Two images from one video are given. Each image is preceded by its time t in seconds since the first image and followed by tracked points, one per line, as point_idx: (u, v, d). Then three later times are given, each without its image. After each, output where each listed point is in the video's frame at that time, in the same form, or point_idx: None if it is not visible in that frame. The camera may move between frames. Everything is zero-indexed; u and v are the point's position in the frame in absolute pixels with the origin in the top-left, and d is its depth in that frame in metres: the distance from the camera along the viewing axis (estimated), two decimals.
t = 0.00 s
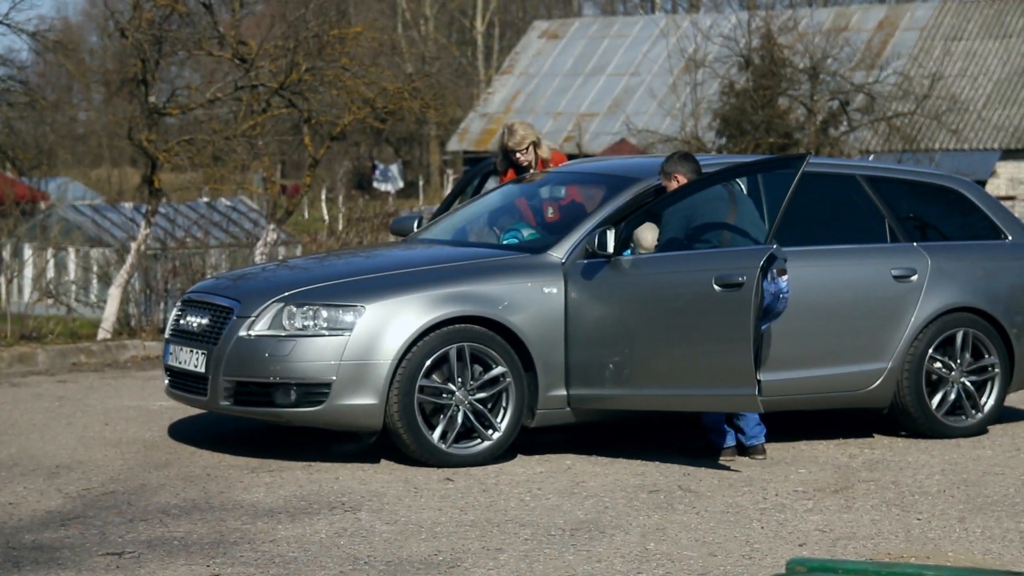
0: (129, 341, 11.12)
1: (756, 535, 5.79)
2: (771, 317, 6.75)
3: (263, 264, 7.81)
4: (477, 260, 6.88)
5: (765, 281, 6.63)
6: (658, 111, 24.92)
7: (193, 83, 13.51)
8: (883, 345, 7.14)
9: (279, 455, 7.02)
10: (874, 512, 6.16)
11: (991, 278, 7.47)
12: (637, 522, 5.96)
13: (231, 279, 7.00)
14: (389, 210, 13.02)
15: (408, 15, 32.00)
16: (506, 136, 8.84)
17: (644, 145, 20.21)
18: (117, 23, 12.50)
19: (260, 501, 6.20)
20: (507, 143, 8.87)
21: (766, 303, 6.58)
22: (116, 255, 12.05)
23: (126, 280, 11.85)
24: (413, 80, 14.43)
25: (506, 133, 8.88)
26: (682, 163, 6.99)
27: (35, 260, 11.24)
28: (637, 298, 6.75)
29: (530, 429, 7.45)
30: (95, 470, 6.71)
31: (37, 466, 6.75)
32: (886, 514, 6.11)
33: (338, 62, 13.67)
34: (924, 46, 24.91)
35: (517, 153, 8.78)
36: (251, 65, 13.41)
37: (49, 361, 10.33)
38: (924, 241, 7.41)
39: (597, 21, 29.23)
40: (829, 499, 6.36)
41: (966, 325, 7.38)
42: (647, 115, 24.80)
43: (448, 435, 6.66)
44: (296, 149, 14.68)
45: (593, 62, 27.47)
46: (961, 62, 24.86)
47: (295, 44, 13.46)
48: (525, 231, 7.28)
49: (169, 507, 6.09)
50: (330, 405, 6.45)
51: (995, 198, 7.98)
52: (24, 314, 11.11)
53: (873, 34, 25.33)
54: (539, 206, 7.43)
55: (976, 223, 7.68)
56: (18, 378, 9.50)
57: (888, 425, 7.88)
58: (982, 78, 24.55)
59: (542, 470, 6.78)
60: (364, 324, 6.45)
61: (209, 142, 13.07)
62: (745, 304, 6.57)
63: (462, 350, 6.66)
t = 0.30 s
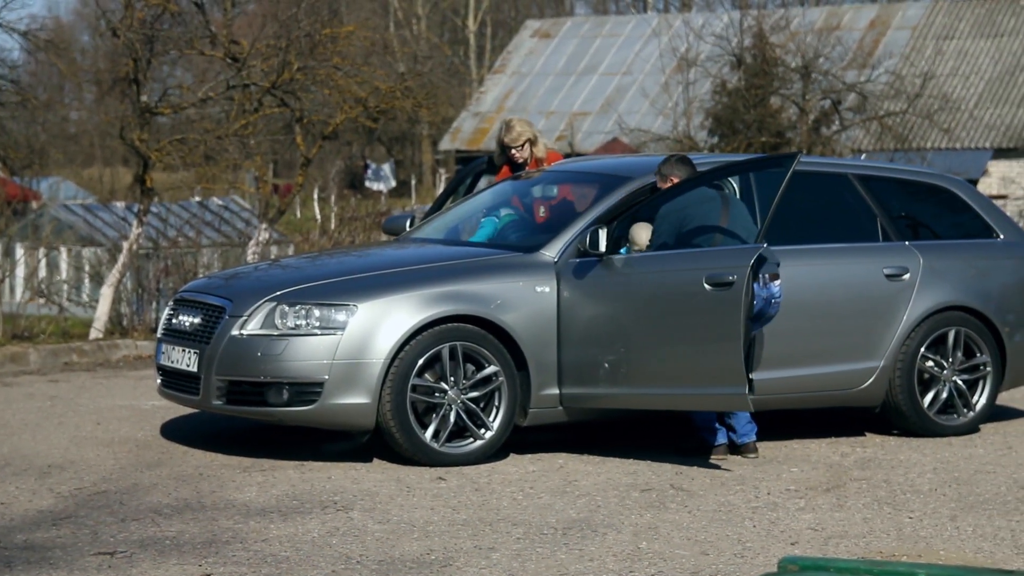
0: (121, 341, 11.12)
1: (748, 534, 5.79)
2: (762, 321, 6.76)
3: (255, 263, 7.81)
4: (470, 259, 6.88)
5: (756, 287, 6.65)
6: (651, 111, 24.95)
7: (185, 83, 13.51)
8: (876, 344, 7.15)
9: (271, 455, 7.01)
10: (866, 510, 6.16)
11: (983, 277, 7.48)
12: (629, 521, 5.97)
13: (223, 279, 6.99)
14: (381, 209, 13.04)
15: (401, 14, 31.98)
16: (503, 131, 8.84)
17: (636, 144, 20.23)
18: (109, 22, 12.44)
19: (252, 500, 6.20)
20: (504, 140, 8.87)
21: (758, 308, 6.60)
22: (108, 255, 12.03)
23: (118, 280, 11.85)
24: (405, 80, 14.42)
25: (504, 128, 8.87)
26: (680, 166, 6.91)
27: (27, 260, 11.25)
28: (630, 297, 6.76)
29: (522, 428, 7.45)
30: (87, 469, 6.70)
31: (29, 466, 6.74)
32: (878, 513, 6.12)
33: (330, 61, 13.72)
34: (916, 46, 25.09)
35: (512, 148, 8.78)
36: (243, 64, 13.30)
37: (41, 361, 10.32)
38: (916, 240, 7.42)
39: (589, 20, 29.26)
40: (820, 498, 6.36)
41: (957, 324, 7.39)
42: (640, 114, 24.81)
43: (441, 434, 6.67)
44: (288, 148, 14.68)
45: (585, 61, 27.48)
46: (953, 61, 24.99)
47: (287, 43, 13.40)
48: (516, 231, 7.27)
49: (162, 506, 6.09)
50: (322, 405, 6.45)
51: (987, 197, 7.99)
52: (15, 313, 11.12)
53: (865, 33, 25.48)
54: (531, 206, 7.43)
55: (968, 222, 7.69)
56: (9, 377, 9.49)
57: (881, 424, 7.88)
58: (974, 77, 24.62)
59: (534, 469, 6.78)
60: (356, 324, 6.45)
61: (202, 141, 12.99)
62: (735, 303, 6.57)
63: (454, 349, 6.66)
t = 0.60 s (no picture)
0: (114, 341, 11.10)
1: (742, 533, 5.79)
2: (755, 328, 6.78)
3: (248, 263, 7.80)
4: (463, 259, 6.88)
5: (750, 293, 6.68)
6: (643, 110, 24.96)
7: (178, 83, 13.49)
8: (868, 343, 7.15)
9: (266, 454, 7.01)
10: (861, 509, 6.17)
11: (975, 275, 7.49)
12: (623, 519, 5.97)
13: (216, 279, 6.98)
14: (374, 209, 13.05)
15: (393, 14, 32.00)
16: (509, 127, 9.01)
17: (629, 144, 20.25)
18: (100, 22, 12.36)
19: (245, 500, 6.19)
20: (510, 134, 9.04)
21: (752, 313, 6.62)
22: (101, 255, 12.04)
23: (111, 279, 11.83)
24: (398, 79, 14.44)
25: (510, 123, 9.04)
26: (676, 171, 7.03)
27: (20, 259, 11.11)
28: (623, 296, 6.76)
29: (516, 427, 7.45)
30: (80, 469, 6.70)
31: (23, 466, 6.73)
32: (872, 511, 6.12)
33: (323, 60, 13.77)
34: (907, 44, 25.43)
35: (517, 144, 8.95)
36: (236, 64, 13.35)
37: (34, 361, 10.31)
38: (909, 239, 7.42)
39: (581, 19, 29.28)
40: (814, 496, 6.37)
41: (950, 323, 7.40)
42: (632, 113, 24.84)
43: (434, 433, 6.67)
44: (280, 148, 14.67)
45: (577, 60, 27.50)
46: (945, 60, 25.11)
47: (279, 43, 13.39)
48: (507, 232, 7.26)
49: (155, 506, 6.08)
50: (315, 405, 6.45)
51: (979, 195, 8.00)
52: (8, 314, 11.09)
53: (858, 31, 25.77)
54: (522, 206, 7.43)
55: (960, 220, 7.70)
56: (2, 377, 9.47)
57: (874, 422, 7.89)
58: (965, 77, 24.60)
59: (527, 468, 6.78)
60: (350, 323, 6.44)
61: (194, 141, 12.92)
62: (728, 302, 6.58)
63: (448, 348, 6.65)
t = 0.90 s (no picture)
0: (109, 344, 11.09)
1: (737, 533, 5.79)
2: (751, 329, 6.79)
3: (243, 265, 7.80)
4: (458, 260, 6.88)
5: (744, 298, 6.66)
6: (639, 111, 24.98)
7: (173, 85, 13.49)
8: (864, 343, 7.15)
9: (262, 456, 7.01)
10: (856, 508, 6.17)
11: (970, 274, 7.49)
12: (618, 520, 5.97)
13: (211, 281, 6.98)
14: (368, 210, 13.06)
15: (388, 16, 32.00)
16: (514, 125, 9.03)
17: (624, 144, 20.27)
18: (94, 24, 12.35)
19: (241, 502, 6.19)
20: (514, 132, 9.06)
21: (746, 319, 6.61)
22: (96, 258, 12.04)
23: (106, 282, 11.81)
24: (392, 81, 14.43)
25: (515, 121, 9.06)
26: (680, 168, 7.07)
27: (15, 263, 11.23)
28: (618, 297, 6.76)
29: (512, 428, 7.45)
30: (75, 472, 6.69)
31: (18, 469, 6.72)
32: (868, 511, 6.12)
33: (317, 62, 13.69)
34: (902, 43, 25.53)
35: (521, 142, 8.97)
36: (230, 66, 13.34)
37: (29, 364, 10.29)
38: (904, 238, 7.42)
39: (576, 20, 29.30)
40: (810, 496, 6.37)
41: (946, 321, 7.40)
42: (627, 114, 24.85)
43: (430, 435, 6.67)
44: (275, 150, 14.67)
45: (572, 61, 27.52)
46: (939, 58, 25.14)
47: (273, 45, 13.40)
48: (499, 234, 7.27)
49: (151, 509, 6.08)
50: (311, 406, 6.45)
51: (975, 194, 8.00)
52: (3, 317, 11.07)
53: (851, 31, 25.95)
54: (518, 206, 7.43)
55: (955, 219, 7.70)
56: None
57: (870, 421, 7.89)
58: (959, 75, 24.66)
59: (523, 469, 6.78)
60: (345, 325, 6.44)
61: (189, 142, 13.01)
62: (723, 301, 6.57)
63: (443, 350, 6.65)
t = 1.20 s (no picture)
0: (104, 345, 11.08)
1: (732, 534, 5.80)
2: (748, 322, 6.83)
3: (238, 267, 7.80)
4: (453, 261, 6.88)
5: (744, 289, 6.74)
6: (634, 113, 25.00)
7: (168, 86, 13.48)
8: (858, 345, 7.16)
9: (257, 458, 7.00)
10: (851, 510, 6.17)
11: (965, 277, 7.50)
12: (613, 522, 5.97)
13: (206, 282, 6.99)
14: (363, 211, 13.06)
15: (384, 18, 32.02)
16: (508, 126, 9.06)
17: (620, 146, 20.28)
18: (89, 25, 12.33)
19: (236, 504, 6.19)
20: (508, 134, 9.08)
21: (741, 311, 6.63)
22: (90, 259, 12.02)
23: (100, 283, 11.79)
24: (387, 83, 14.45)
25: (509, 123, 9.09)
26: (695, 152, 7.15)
27: (9, 264, 11.14)
28: (612, 299, 6.77)
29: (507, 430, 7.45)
30: (70, 474, 6.68)
31: (12, 471, 6.71)
32: (862, 513, 6.13)
33: (313, 64, 13.73)
34: (896, 45, 25.15)
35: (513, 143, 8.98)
36: (225, 67, 13.30)
37: (23, 365, 10.28)
38: (898, 240, 7.43)
39: (571, 22, 29.31)
40: (804, 498, 6.37)
41: (940, 324, 7.40)
42: (622, 116, 24.87)
43: (424, 437, 6.67)
44: (270, 152, 14.67)
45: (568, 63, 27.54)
46: (935, 61, 25.21)
47: (268, 46, 13.38)
48: (496, 233, 7.29)
49: (146, 511, 6.08)
50: (305, 408, 6.45)
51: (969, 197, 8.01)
52: None
53: (846, 34, 25.24)
54: (512, 207, 7.44)
55: (950, 221, 7.71)
56: None
57: (865, 423, 7.90)
58: (954, 78, 24.84)
59: (518, 471, 6.78)
60: (339, 327, 6.44)
61: (184, 143, 12.99)
62: (718, 303, 6.58)
63: (438, 352, 6.65)
